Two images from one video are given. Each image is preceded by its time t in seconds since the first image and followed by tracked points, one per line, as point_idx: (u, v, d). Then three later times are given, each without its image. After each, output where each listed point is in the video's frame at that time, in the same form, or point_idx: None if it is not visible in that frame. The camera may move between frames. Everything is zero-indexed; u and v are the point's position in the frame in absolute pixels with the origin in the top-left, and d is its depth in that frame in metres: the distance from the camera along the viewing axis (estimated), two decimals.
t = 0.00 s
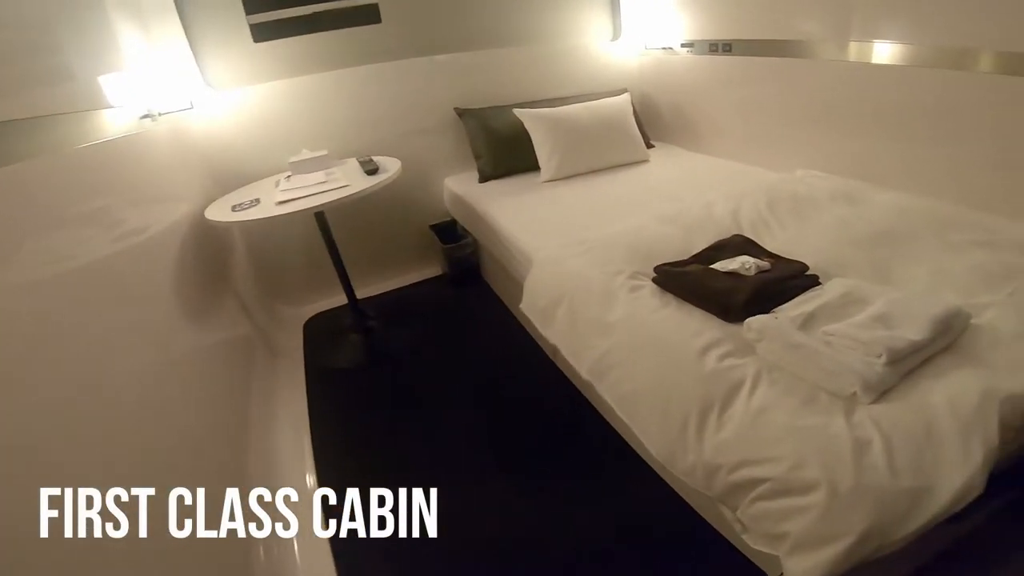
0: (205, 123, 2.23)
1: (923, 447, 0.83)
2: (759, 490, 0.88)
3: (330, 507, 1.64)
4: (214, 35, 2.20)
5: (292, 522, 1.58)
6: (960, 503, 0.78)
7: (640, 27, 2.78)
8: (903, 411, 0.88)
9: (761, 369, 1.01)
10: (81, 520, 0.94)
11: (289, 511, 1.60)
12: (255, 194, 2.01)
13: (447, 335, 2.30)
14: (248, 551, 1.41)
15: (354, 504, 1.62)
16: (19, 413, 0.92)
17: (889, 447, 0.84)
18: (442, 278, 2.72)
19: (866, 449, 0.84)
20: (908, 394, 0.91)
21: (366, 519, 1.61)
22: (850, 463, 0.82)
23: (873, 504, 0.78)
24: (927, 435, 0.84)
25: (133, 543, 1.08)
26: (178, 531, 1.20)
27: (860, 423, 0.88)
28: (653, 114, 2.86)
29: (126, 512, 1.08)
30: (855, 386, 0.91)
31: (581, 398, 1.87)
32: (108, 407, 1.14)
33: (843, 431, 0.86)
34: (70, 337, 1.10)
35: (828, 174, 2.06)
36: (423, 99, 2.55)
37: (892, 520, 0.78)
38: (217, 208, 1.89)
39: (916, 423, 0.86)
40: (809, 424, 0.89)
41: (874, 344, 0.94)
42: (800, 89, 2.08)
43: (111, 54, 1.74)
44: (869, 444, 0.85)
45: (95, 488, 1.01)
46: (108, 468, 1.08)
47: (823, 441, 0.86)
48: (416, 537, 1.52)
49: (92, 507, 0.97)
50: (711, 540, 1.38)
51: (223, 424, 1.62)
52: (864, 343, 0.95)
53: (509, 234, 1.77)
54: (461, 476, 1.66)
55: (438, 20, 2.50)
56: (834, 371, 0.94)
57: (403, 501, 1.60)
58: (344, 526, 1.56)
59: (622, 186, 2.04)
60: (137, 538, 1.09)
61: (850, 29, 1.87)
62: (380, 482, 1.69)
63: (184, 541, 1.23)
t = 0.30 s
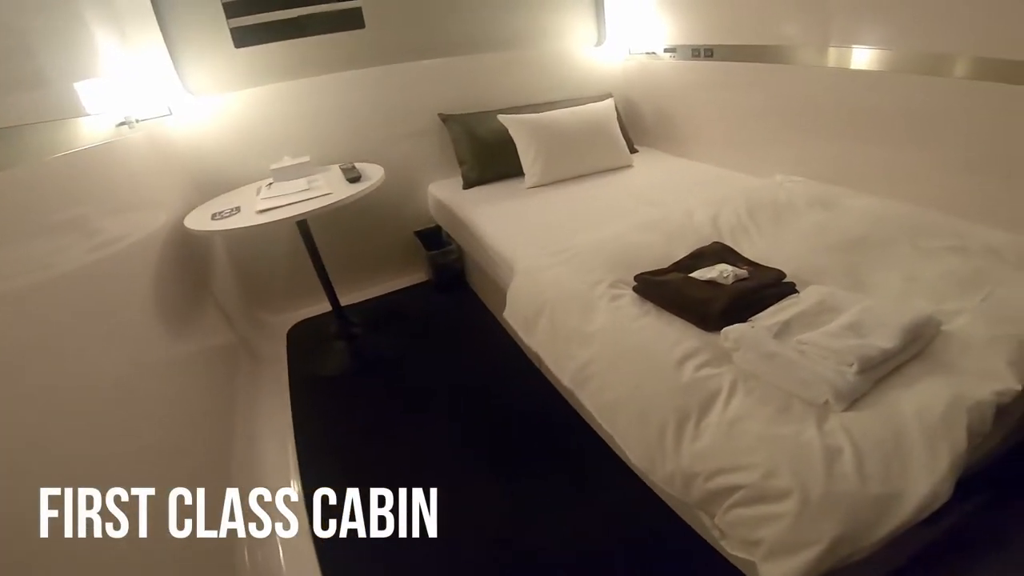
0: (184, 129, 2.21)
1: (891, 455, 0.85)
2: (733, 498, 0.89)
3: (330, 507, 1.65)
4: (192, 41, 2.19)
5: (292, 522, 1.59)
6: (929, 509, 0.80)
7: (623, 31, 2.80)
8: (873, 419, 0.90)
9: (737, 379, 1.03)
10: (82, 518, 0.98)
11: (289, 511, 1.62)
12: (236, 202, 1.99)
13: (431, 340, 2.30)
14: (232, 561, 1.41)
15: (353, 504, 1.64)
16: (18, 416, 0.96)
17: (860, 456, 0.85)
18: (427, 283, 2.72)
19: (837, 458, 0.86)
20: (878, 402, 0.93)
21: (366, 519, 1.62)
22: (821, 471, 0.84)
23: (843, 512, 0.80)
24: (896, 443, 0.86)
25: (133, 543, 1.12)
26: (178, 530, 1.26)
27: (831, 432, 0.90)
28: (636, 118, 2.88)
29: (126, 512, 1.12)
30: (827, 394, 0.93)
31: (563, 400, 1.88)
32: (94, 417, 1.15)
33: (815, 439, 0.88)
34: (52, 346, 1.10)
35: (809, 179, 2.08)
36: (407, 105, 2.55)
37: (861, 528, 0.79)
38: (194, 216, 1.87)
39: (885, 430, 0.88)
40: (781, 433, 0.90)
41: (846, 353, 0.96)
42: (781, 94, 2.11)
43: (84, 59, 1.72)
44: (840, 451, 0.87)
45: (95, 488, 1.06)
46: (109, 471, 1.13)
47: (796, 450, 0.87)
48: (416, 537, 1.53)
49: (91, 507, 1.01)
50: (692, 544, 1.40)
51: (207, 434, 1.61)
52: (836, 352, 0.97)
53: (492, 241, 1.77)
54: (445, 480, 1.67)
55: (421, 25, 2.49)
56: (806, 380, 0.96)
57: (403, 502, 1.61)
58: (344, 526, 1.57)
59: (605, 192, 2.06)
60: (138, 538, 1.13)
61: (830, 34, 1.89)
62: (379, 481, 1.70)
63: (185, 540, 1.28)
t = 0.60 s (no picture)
0: (166, 139, 2.20)
1: (864, 463, 0.86)
2: (712, 507, 0.91)
3: (330, 507, 1.67)
4: (175, 49, 2.17)
5: (292, 522, 1.61)
6: (900, 516, 0.81)
7: (608, 41, 2.83)
8: (847, 427, 0.92)
9: (715, 390, 1.04)
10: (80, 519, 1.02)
11: (289, 511, 1.64)
12: (218, 213, 1.98)
13: (417, 348, 2.31)
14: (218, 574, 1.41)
15: (354, 504, 1.66)
16: (15, 424, 0.99)
17: (833, 464, 0.87)
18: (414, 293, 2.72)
19: (811, 467, 0.87)
20: (852, 411, 0.95)
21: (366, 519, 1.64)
22: (795, 479, 0.85)
23: (817, 519, 0.82)
24: (868, 451, 0.88)
25: (134, 542, 1.18)
26: (178, 530, 1.34)
27: (806, 442, 0.92)
28: (621, 126, 2.91)
29: (126, 512, 1.18)
30: (802, 404, 0.95)
31: (549, 407, 1.89)
32: (81, 431, 1.15)
33: (790, 448, 0.90)
34: (38, 360, 1.11)
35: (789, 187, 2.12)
36: (393, 114, 2.55)
37: (835, 535, 0.81)
38: (176, 229, 1.86)
39: (858, 439, 0.89)
40: (757, 443, 0.92)
41: (819, 362, 0.98)
42: (762, 103, 2.15)
43: (64, 69, 1.70)
44: (815, 459, 0.88)
45: (95, 489, 1.11)
46: (111, 472, 1.20)
47: (771, 460, 0.89)
48: (416, 537, 1.55)
49: (91, 507, 1.06)
50: (677, 551, 1.41)
51: (192, 446, 1.60)
52: (811, 362, 0.99)
53: (477, 251, 1.78)
54: (432, 488, 1.67)
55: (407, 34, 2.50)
56: (782, 390, 0.98)
57: (403, 502, 1.62)
58: (344, 526, 1.59)
59: (590, 201, 2.08)
60: (137, 538, 1.19)
61: (809, 44, 1.93)
62: (378, 482, 1.72)
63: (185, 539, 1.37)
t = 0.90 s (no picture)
0: (155, 151, 2.19)
1: (849, 474, 0.87)
2: (702, 519, 0.92)
3: (329, 508, 1.71)
4: (165, 62, 2.18)
5: (292, 522, 1.65)
6: (885, 526, 0.82)
7: (597, 54, 2.86)
8: (833, 439, 0.93)
9: (704, 403, 1.05)
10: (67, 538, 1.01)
11: (290, 512, 1.66)
12: (209, 228, 1.98)
13: (410, 361, 2.31)
14: None
15: (353, 504, 1.69)
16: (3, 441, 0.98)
17: (819, 476, 0.88)
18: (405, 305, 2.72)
19: (798, 479, 0.88)
20: (838, 424, 0.96)
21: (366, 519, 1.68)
22: (782, 491, 0.86)
23: (804, 530, 0.83)
24: (853, 462, 0.89)
25: (130, 548, 1.20)
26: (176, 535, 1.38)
27: (793, 454, 0.93)
28: (611, 138, 2.94)
29: (126, 511, 1.23)
30: (788, 416, 0.96)
31: (540, 418, 1.90)
32: (69, 448, 1.14)
33: (777, 460, 0.91)
34: (30, 373, 1.11)
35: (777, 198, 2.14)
36: (384, 127, 2.56)
37: (821, 546, 0.82)
38: (166, 244, 1.86)
39: (843, 450, 0.91)
40: (744, 455, 0.93)
41: (805, 376, 0.99)
42: (749, 115, 2.18)
43: (51, 82, 1.70)
44: (802, 471, 0.89)
45: (95, 489, 1.15)
46: (111, 474, 1.24)
47: (759, 473, 0.90)
48: (416, 537, 1.58)
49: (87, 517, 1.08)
50: (669, 563, 1.41)
51: (184, 461, 1.59)
52: (797, 375, 1.00)
53: (469, 265, 1.79)
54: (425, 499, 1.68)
55: (398, 48, 2.52)
56: (770, 403, 0.99)
57: (403, 502, 1.66)
58: (344, 526, 1.63)
59: (580, 214, 2.09)
60: (133, 548, 1.21)
61: (794, 57, 1.96)
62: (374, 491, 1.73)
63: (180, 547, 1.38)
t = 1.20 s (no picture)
0: (153, 164, 2.21)
1: (840, 485, 0.88)
2: (698, 531, 0.92)
3: (329, 508, 1.75)
4: (164, 76, 2.20)
5: (292, 522, 1.69)
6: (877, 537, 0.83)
7: (592, 67, 2.89)
8: (825, 452, 0.94)
9: (698, 418, 1.06)
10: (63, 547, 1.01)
11: (290, 512, 1.71)
12: (206, 244, 1.99)
13: (405, 372, 2.34)
14: None
15: (354, 504, 1.74)
16: None
17: (811, 488, 0.89)
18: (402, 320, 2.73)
19: (790, 491, 0.89)
20: (830, 437, 0.97)
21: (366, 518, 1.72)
22: (775, 504, 0.87)
23: (797, 542, 0.83)
24: (844, 474, 0.90)
25: (127, 559, 1.20)
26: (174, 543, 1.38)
27: (785, 467, 0.94)
28: (607, 151, 2.96)
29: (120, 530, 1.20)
30: (781, 429, 0.97)
31: (536, 431, 1.91)
32: (65, 459, 1.14)
33: (770, 473, 0.92)
34: (28, 383, 1.12)
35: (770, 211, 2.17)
36: (380, 141, 2.58)
37: (813, 557, 0.83)
38: (163, 260, 1.87)
39: (835, 463, 0.91)
40: (737, 468, 0.94)
41: (797, 391, 1.00)
42: (741, 129, 2.21)
43: (52, 94, 1.71)
44: (794, 484, 0.90)
45: (95, 489, 1.17)
46: (107, 488, 1.23)
47: (751, 486, 0.91)
48: (415, 537, 1.61)
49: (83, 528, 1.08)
50: None
51: (181, 473, 1.59)
52: (789, 390, 1.01)
53: (465, 279, 1.80)
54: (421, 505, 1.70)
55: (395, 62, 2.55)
56: (762, 418, 1.00)
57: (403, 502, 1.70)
58: (344, 526, 1.67)
59: (576, 228, 2.11)
60: (130, 559, 1.21)
61: (785, 71, 1.99)
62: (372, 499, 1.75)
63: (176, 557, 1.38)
